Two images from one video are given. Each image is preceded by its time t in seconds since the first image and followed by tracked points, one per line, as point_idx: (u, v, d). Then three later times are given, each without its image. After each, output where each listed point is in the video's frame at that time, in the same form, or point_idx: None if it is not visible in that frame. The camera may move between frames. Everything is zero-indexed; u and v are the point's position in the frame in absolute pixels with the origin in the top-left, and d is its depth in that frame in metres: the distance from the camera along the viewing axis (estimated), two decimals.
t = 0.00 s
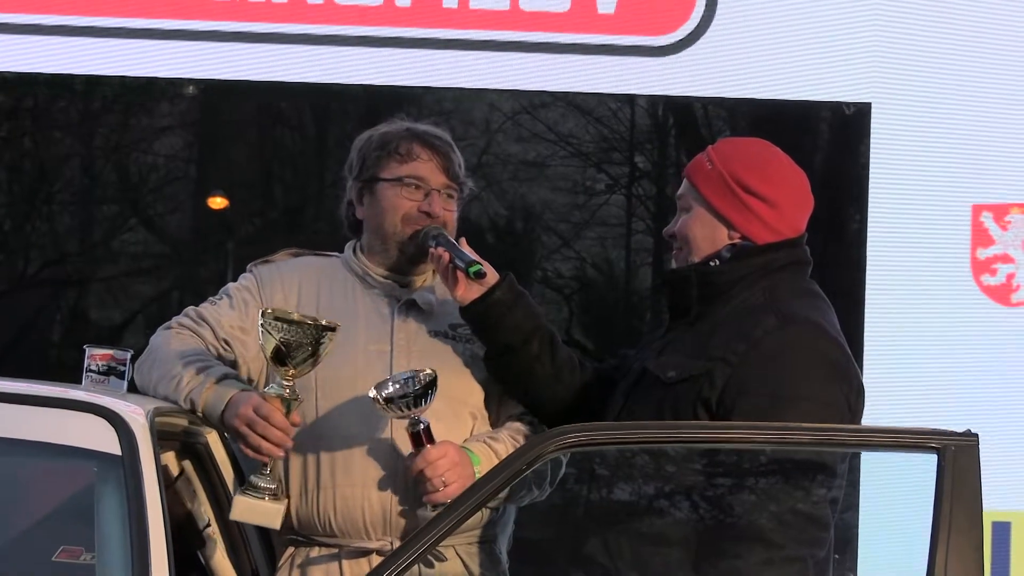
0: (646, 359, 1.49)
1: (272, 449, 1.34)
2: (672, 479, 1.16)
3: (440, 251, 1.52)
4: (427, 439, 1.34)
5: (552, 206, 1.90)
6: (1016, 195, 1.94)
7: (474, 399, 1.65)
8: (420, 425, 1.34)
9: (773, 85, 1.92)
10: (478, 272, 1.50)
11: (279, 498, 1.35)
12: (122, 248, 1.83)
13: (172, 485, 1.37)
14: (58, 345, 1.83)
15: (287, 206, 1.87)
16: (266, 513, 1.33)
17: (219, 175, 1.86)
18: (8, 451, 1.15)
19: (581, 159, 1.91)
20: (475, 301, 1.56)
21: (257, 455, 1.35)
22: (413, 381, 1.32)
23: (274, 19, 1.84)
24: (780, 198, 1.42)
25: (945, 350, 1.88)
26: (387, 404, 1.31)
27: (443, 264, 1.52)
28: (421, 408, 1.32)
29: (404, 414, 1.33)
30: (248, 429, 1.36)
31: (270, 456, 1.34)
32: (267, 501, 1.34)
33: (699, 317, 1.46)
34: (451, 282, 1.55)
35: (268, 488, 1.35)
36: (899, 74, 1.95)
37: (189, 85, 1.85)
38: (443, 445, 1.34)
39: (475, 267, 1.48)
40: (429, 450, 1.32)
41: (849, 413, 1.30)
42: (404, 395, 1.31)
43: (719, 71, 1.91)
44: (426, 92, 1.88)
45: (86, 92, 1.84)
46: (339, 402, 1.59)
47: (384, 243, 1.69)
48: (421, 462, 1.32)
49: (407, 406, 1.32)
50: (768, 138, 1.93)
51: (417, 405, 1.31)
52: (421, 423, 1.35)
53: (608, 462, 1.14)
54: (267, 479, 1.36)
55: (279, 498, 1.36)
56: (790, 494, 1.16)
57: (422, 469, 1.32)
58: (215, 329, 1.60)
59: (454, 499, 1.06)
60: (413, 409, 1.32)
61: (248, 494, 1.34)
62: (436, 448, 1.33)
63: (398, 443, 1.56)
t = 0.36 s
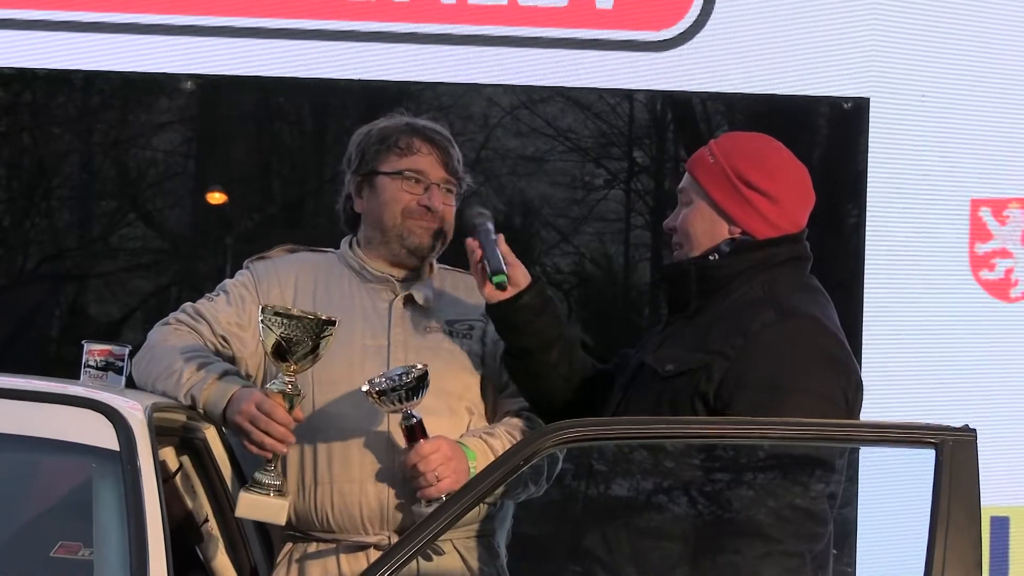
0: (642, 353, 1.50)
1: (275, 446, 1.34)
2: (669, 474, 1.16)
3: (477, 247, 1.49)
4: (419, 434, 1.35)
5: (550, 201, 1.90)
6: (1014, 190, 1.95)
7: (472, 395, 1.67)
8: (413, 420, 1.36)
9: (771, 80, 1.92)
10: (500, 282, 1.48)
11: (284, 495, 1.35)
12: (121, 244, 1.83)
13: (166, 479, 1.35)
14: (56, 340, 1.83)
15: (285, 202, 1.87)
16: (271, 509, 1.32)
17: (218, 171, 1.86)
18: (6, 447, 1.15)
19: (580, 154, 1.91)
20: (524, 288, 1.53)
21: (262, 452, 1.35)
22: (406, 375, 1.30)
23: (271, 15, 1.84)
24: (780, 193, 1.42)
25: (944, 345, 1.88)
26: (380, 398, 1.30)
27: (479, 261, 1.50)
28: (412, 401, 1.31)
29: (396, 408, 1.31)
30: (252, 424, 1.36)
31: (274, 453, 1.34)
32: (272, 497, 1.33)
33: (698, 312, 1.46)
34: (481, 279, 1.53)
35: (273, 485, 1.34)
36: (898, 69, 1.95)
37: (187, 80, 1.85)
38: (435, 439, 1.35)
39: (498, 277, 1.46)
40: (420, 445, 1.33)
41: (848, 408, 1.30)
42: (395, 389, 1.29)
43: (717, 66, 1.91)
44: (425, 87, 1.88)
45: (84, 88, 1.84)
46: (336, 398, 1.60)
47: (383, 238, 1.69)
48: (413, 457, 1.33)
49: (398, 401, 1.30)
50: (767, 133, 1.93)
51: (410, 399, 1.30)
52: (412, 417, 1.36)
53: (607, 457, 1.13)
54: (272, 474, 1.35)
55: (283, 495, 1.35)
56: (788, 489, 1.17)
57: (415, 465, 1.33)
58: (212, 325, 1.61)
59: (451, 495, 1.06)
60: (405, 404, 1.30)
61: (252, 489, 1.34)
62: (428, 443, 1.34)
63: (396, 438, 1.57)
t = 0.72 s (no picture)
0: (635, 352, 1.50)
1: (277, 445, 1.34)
2: (667, 471, 1.16)
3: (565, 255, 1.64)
4: (418, 437, 1.34)
5: (548, 199, 1.90)
6: (1011, 186, 1.95)
7: (468, 395, 1.67)
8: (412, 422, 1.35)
9: (771, 76, 1.92)
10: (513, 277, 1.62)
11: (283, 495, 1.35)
12: (119, 242, 1.83)
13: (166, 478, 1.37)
14: (54, 339, 1.83)
15: (284, 200, 1.87)
16: (268, 508, 1.32)
17: (217, 170, 1.86)
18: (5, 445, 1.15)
19: (578, 151, 1.91)
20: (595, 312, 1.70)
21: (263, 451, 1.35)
22: (403, 379, 1.29)
23: (270, 13, 1.83)
24: (766, 188, 1.43)
25: (941, 341, 1.88)
26: (380, 402, 1.29)
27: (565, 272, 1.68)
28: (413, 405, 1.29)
29: (397, 412, 1.30)
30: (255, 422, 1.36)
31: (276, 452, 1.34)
32: (271, 496, 1.33)
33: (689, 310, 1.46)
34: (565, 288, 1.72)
35: (272, 485, 1.34)
36: (897, 65, 1.94)
37: (185, 78, 1.85)
38: (433, 442, 1.35)
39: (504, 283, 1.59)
40: (419, 448, 1.33)
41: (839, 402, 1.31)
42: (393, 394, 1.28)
43: (716, 62, 1.91)
44: (423, 85, 1.87)
45: (82, 86, 1.83)
46: (332, 400, 1.59)
47: (383, 236, 1.70)
48: (411, 459, 1.33)
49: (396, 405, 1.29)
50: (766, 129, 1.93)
51: (409, 402, 1.28)
52: (412, 420, 1.35)
53: (606, 456, 1.13)
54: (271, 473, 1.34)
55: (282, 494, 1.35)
56: (785, 486, 1.17)
57: (414, 467, 1.33)
58: (209, 324, 1.62)
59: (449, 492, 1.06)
60: (405, 407, 1.29)
61: (251, 488, 1.34)
62: (427, 445, 1.33)
63: (392, 439, 1.56)
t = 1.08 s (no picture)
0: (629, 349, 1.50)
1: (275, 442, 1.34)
2: (664, 468, 1.15)
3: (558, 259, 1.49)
4: (423, 434, 1.34)
5: (546, 196, 1.91)
6: (1007, 183, 1.95)
7: (466, 392, 1.68)
8: (416, 420, 1.34)
9: (769, 73, 1.92)
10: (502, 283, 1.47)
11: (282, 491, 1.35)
12: (116, 238, 1.83)
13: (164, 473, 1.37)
14: (52, 335, 1.83)
15: (282, 195, 1.88)
16: (267, 505, 1.32)
17: (215, 166, 1.86)
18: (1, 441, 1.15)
19: (575, 148, 1.91)
20: (587, 314, 1.66)
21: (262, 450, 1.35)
22: (407, 375, 1.30)
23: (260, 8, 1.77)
24: (755, 183, 1.42)
25: (939, 339, 1.88)
26: (382, 399, 1.29)
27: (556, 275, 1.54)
28: (417, 401, 1.30)
29: (399, 409, 1.31)
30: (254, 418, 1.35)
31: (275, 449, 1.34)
32: (270, 492, 1.33)
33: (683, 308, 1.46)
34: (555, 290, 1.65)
35: (271, 480, 1.34)
36: (896, 62, 1.94)
37: (182, 74, 1.84)
38: (438, 438, 1.35)
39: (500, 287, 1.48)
40: (424, 445, 1.33)
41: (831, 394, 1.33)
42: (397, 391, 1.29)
43: (717, 58, 1.89)
44: (422, 81, 1.86)
45: (80, 82, 1.83)
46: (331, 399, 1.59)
47: (378, 234, 1.69)
48: (417, 456, 1.33)
49: (399, 401, 1.30)
50: (763, 125, 1.95)
51: (413, 399, 1.29)
52: (416, 418, 1.34)
53: (603, 452, 1.13)
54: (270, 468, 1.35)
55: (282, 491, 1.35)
56: (781, 483, 1.16)
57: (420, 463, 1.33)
58: (206, 319, 1.61)
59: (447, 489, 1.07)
60: (407, 405, 1.30)
61: (251, 485, 1.34)
62: (432, 442, 1.34)
63: (392, 434, 1.56)
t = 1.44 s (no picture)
0: (624, 345, 1.47)
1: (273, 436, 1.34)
2: (661, 462, 1.16)
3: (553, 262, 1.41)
4: (418, 430, 1.36)
5: (543, 190, 1.90)
6: (1007, 177, 1.95)
7: (464, 387, 1.68)
8: (412, 416, 1.36)
9: (767, 68, 1.93)
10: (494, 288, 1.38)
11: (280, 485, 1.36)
12: (114, 233, 1.83)
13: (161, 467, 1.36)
14: (49, 330, 1.83)
15: (280, 190, 1.87)
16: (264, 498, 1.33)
17: (212, 161, 1.85)
18: None
19: (574, 143, 1.91)
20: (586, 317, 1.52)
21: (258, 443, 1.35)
22: (403, 372, 1.30)
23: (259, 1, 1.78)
24: (745, 178, 1.42)
25: (938, 333, 1.88)
26: (378, 396, 1.30)
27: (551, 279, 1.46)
28: (411, 398, 1.31)
29: (395, 405, 1.32)
30: (251, 412, 1.36)
31: (271, 442, 1.34)
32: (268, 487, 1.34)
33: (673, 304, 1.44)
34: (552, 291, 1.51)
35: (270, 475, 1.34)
36: (893, 57, 1.94)
37: (180, 69, 1.84)
38: (434, 435, 1.35)
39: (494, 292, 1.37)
40: (420, 441, 1.34)
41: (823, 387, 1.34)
42: (392, 387, 1.30)
43: (713, 53, 1.90)
44: (420, 76, 1.86)
45: (77, 77, 1.82)
46: (331, 394, 1.60)
47: (374, 228, 1.70)
48: (413, 453, 1.34)
49: (395, 397, 1.30)
50: (761, 120, 1.95)
51: (408, 396, 1.30)
52: (410, 415, 1.36)
53: (600, 446, 1.13)
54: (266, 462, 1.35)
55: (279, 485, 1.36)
56: (778, 477, 1.16)
57: (416, 458, 1.33)
58: (203, 314, 1.62)
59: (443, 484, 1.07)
60: (403, 401, 1.31)
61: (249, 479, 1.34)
62: (426, 439, 1.34)
63: (391, 430, 1.57)
